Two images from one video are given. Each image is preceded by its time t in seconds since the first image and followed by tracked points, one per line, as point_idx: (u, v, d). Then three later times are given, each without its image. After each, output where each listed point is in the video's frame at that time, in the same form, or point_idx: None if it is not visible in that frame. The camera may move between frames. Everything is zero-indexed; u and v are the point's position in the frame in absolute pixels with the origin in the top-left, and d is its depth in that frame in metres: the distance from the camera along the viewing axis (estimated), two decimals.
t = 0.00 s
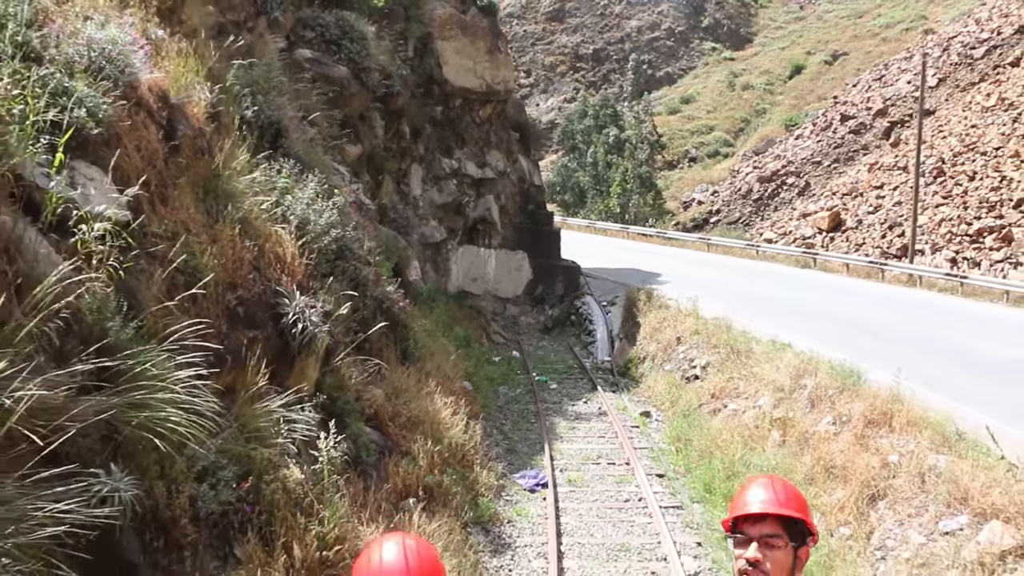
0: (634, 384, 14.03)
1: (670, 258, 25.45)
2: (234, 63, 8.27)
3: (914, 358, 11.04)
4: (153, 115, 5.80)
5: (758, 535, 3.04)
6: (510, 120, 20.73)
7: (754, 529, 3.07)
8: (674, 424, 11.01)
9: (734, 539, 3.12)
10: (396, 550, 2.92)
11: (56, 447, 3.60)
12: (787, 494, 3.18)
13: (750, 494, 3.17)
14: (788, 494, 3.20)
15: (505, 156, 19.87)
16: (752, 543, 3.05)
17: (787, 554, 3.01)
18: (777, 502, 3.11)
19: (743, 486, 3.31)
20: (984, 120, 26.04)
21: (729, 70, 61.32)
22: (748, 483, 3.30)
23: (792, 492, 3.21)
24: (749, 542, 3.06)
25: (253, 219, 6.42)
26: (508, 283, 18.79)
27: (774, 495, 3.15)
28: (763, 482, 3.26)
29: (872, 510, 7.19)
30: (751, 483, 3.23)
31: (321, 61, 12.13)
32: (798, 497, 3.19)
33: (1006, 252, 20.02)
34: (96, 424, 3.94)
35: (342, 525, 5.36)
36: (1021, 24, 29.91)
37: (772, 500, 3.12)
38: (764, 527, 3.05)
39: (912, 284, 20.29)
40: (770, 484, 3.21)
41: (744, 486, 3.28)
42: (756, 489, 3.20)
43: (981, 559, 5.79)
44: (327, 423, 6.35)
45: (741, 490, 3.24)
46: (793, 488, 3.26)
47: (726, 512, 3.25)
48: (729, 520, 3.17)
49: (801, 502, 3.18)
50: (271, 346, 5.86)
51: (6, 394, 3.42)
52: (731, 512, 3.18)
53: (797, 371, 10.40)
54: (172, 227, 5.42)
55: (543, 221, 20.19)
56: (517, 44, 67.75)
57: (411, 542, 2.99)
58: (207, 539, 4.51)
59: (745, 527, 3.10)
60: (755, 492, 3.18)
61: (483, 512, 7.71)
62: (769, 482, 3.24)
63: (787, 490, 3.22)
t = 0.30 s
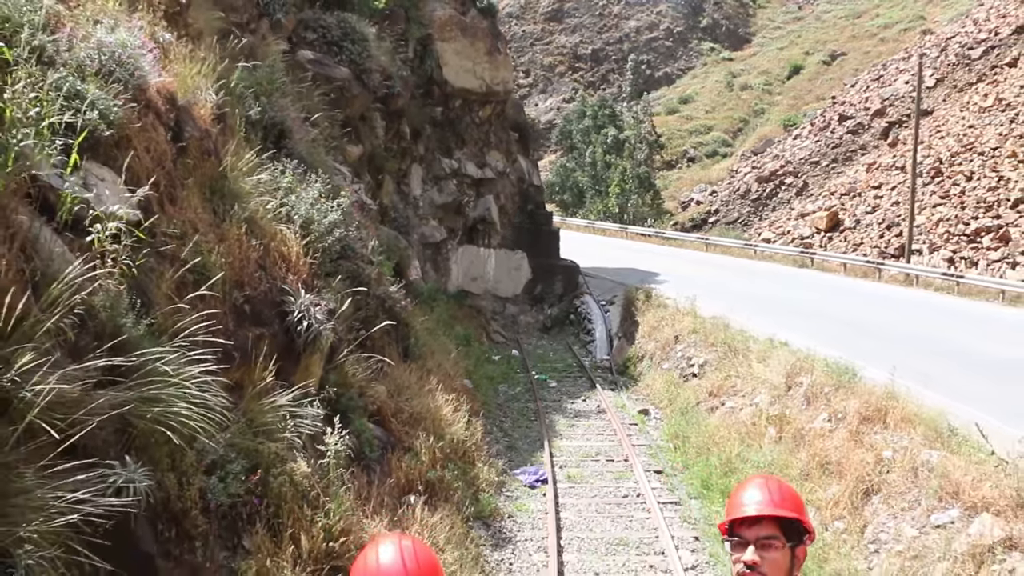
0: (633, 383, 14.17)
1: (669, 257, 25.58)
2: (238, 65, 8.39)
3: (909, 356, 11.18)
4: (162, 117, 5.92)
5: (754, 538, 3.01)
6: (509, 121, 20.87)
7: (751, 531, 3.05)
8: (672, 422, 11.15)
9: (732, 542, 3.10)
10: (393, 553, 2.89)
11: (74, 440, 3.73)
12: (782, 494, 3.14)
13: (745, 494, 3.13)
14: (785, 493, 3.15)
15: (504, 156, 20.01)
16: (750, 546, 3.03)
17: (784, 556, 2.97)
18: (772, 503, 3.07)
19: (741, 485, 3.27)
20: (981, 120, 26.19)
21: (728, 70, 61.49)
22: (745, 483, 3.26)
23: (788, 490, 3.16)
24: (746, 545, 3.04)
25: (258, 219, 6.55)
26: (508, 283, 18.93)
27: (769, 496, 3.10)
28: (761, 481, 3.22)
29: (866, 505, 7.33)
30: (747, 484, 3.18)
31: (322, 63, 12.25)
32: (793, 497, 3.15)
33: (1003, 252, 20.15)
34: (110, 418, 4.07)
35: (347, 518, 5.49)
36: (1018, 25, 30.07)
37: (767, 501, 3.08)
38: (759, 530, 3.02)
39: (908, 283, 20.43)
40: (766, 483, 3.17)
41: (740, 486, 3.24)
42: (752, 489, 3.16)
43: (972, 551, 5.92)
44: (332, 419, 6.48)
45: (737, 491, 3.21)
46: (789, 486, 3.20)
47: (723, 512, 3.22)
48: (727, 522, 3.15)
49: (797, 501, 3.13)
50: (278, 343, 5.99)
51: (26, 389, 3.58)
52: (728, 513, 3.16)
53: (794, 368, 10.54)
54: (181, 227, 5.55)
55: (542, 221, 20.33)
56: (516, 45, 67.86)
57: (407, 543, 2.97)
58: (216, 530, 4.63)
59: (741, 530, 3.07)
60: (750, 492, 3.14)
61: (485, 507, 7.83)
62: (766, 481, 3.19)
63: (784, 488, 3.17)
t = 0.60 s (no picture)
0: (631, 381, 14.30)
1: (667, 257, 25.72)
2: (242, 67, 8.52)
3: (905, 354, 11.31)
4: (170, 119, 6.05)
5: (757, 542, 3.10)
6: (509, 122, 21.01)
7: (754, 535, 3.13)
8: (670, 419, 11.28)
9: (734, 547, 3.18)
10: (385, 551, 3.08)
11: (90, 433, 3.86)
12: (782, 496, 3.26)
13: (746, 498, 3.25)
14: (785, 496, 3.28)
15: (504, 157, 20.15)
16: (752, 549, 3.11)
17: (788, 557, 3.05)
18: (774, 505, 3.19)
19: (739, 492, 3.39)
20: (979, 120, 26.35)
21: (727, 70, 61.70)
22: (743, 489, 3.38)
23: (788, 494, 3.29)
24: (748, 548, 3.11)
25: (264, 219, 6.67)
26: (507, 282, 19.06)
27: (769, 497, 3.23)
28: (759, 485, 3.34)
29: (860, 499, 7.46)
30: (748, 489, 3.30)
31: (324, 64, 12.38)
32: (794, 499, 3.27)
33: (1000, 252, 20.29)
34: (124, 412, 4.20)
35: (353, 510, 5.64)
36: (1015, 25, 30.23)
37: (768, 503, 3.19)
38: (762, 533, 3.11)
39: (906, 283, 20.58)
40: (764, 486, 3.30)
41: (740, 492, 3.36)
42: (752, 492, 3.29)
43: (963, 542, 6.06)
44: (337, 414, 6.62)
45: (738, 496, 3.32)
46: (789, 490, 3.33)
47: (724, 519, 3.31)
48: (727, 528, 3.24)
49: (798, 503, 3.25)
50: (284, 340, 6.12)
51: (47, 383, 3.73)
52: (729, 519, 3.25)
53: (791, 366, 10.68)
54: (190, 227, 5.67)
55: (541, 221, 20.48)
56: (515, 45, 67.99)
57: (398, 543, 3.15)
58: (225, 521, 4.76)
59: (742, 534, 3.15)
60: (750, 495, 3.25)
61: (485, 502, 7.96)
62: (765, 484, 3.32)
63: (783, 491, 3.29)
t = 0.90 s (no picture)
0: (630, 379, 14.45)
1: (666, 257, 25.85)
2: (247, 69, 8.64)
3: (900, 353, 11.44)
4: (178, 121, 6.17)
5: (754, 545, 3.16)
6: (508, 122, 21.14)
7: (752, 538, 3.20)
8: (668, 416, 11.41)
9: (732, 550, 3.24)
10: (372, 553, 3.00)
11: (107, 426, 3.99)
12: (777, 496, 3.33)
13: (743, 500, 3.31)
14: (780, 496, 3.35)
15: (503, 157, 20.29)
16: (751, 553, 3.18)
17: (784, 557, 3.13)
18: (768, 503, 3.27)
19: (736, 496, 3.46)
20: (976, 121, 26.53)
21: (725, 70, 61.90)
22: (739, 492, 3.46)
23: (785, 493, 3.35)
24: (747, 552, 3.18)
25: (269, 219, 6.79)
26: (507, 282, 19.19)
27: (764, 497, 3.30)
28: (757, 487, 3.41)
29: (855, 493, 7.60)
30: (743, 491, 3.36)
31: (326, 65, 12.51)
32: (790, 499, 3.33)
33: (997, 252, 20.46)
34: (138, 406, 4.32)
35: (358, 503, 5.78)
36: (1012, 26, 30.39)
37: (763, 503, 3.27)
38: (760, 534, 3.18)
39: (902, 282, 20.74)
40: (761, 487, 3.37)
41: (736, 495, 3.43)
42: (749, 492, 3.36)
43: (954, 534, 6.20)
44: (343, 411, 6.75)
45: (734, 498, 3.39)
46: (785, 490, 3.39)
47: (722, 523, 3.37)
48: (724, 533, 3.30)
49: (793, 504, 3.31)
50: (290, 337, 6.25)
51: (66, 377, 3.89)
52: (726, 522, 3.32)
53: (787, 364, 10.82)
54: (199, 226, 5.80)
55: (540, 221, 20.61)
56: (513, 45, 68.14)
57: (385, 545, 3.07)
58: (235, 513, 4.87)
59: (740, 537, 3.22)
60: (746, 496, 3.33)
61: (486, 497, 8.10)
62: (763, 486, 3.39)
63: (778, 491, 3.36)
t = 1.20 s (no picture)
0: (628, 378, 14.59)
1: (664, 256, 25.99)
2: (251, 71, 8.76)
3: (895, 351, 11.58)
4: (185, 122, 6.30)
5: (752, 547, 3.21)
6: (507, 123, 21.28)
7: (749, 540, 3.25)
8: (666, 413, 11.55)
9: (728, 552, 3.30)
10: (373, 554, 3.12)
11: (123, 419, 4.13)
12: (773, 497, 3.38)
13: (740, 501, 3.36)
14: (776, 496, 3.41)
15: (503, 157, 20.42)
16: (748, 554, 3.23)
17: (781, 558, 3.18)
18: (764, 504, 3.33)
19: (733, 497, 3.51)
20: (974, 121, 26.70)
21: (724, 70, 62.09)
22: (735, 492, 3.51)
23: (781, 493, 3.41)
24: (743, 554, 3.24)
25: (275, 219, 6.93)
26: (506, 281, 19.32)
27: (761, 498, 3.36)
28: (754, 487, 3.47)
29: (849, 488, 7.74)
30: (740, 492, 3.41)
31: (327, 66, 12.65)
32: (786, 499, 3.39)
33: (994, 251, 20.60)
34: (151, 400, 4.46)
35: (362, 496, 5.92)
36: (1010, 26, 30.53)
37: (760, 504, 3.32)
38: (757, 536, 3.24)
39: (899, 282, 20.91)
40: (758, 488, 3.43)
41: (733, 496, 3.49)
42: (746, 492, 3.42)
43: (945, 526, 6.34)
44: (347, 407, 6.88)
45: (731, 499, 3.44)
46: (781, 490, 3.45)
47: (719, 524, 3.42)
48: (721, 536, 3.35)
49: (789, 504, 3.37)
50: (295, 335, 6.39)
51: (83, 370, 4.04)
52: (723, 525, 3.37)
53: (783, 361, 10.97)
54: (207, 226, 5.94)
55: (539, 221, 20.75)
56: (512, 45, 68.23)
57: (385, 546, 3.19)
58: (243, 504, 5.00)
59: (737, 540, 3.27)
60: (742, 497, 3.38)
61: (487, 492, 8.24)
62: (759, 486, 3.45)
63: (774, 492, 3.42)
